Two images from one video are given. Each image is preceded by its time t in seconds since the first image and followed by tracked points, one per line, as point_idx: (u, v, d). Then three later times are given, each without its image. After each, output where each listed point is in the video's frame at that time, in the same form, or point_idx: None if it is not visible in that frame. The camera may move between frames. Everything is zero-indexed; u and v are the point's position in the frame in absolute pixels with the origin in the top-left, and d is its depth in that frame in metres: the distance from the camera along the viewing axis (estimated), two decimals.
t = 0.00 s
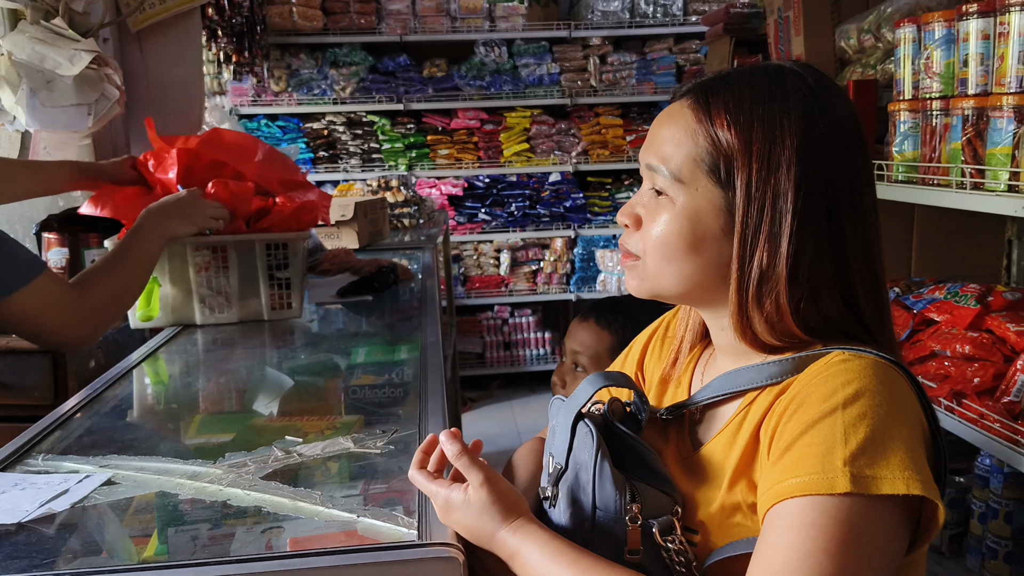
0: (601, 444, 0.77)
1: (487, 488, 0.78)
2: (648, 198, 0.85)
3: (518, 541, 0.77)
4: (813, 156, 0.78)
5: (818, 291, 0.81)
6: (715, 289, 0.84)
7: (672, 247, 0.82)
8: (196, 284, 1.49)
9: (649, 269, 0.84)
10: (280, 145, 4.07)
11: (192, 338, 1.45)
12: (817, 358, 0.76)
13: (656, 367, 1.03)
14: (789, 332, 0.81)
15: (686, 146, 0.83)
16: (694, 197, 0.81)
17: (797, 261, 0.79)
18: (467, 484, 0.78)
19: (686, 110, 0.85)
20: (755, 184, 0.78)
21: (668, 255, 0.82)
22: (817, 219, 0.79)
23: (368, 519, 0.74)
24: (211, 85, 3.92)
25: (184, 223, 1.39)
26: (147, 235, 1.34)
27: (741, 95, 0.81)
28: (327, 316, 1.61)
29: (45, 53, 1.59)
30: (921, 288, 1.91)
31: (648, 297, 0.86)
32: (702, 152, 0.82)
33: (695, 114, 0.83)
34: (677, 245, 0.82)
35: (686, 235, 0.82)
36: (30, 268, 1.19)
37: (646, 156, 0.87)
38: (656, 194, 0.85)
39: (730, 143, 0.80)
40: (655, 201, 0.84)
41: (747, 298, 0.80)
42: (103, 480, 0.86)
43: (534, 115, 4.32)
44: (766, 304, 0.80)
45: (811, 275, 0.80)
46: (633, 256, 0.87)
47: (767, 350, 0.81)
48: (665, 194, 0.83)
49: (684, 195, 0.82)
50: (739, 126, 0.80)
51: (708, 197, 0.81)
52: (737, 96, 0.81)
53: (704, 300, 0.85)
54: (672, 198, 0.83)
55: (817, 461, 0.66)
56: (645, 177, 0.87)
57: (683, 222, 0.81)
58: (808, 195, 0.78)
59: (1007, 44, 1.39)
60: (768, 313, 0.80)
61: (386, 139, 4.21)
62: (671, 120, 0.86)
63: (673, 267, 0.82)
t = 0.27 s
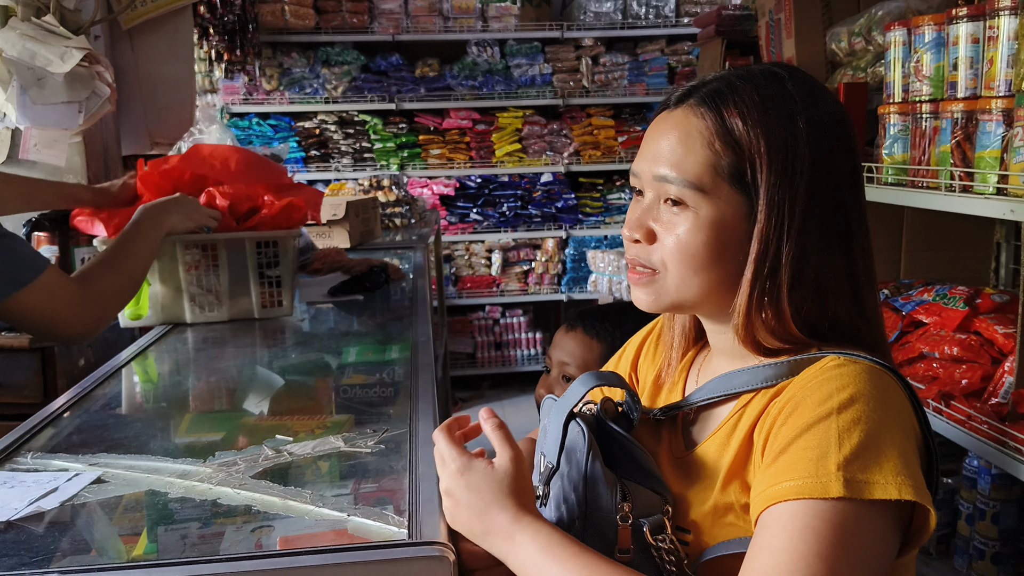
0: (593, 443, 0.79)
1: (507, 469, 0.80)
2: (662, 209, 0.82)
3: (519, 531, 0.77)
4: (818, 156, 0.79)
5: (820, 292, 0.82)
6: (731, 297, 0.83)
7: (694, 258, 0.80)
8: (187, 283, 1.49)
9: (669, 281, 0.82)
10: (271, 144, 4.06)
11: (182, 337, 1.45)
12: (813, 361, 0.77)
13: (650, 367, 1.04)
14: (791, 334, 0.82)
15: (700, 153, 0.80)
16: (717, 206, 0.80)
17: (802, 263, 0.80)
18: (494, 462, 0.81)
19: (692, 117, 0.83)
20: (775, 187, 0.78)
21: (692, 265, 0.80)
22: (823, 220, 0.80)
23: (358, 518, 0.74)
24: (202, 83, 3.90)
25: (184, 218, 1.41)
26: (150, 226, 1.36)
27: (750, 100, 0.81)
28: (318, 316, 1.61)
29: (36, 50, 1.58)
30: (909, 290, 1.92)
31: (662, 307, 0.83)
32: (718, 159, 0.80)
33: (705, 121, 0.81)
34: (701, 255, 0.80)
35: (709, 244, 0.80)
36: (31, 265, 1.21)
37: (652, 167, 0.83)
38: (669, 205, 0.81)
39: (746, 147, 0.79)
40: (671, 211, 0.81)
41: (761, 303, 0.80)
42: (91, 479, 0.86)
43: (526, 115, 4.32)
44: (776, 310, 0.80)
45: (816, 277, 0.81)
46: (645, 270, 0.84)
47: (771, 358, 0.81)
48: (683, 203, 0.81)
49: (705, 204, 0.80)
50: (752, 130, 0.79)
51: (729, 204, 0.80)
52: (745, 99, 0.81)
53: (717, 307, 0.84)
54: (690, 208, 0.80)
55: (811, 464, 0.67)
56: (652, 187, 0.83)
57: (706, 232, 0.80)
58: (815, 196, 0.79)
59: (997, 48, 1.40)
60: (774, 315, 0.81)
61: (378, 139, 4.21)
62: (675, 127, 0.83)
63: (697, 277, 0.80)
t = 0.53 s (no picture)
0: (579, 443, 0.78)
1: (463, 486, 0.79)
2: (706, 215, 0.78)
3: (496, 542, 0.76)
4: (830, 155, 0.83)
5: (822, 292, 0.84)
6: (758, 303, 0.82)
7: (743, 261, 0.77)
8: (173, 284, 1.49)
9: (716, 288, 0.78)
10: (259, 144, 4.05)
11: (169, 337, 1.44)
12: (812, 363, 0.77)
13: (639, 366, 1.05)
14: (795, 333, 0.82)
15: (739, 154, 0.78)
16: (762, 207, 0.78)
17: (820, 265, 0.82)
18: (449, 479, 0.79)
19: (717, 121, 0.80)
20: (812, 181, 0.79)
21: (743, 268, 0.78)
22: (838, 221, 0.83)
23: (344, 518, 0.74)
24: (190, 82, 3.89)
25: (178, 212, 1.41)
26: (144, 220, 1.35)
27: (770, 105, 0.82)
28: (307, 316, 1.61)
29: (21, 49, 1.57)
30: (896, 290, 1.93)
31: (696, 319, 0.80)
32: (760, 160, 0.79)
33: (735, 124, 0.80)
34: (752, 256, 0.78)
35: (754, 248, 0.78)
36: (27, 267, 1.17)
37: (685, 172, 0.79)
38: (713, 209, 0.77)
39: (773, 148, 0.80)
40: (716, 215, 0.77)
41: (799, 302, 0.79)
42: (76, 480, 0.85)
43: (515, 115, 4.32)
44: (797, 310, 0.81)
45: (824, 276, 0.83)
46: (683, 283, 0.79)
47: (782, 358, 0.80)
48: (731, 204, 0.77)
49: (754, 204, 0.77)
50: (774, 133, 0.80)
51: (769, 207, 0.79)
52: (759, 104, 0.82)
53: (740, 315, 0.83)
54: (738, 209, 0.77)
55: (810, 464, 0.67)
56: (683, 194, 0.79)
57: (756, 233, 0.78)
58: (832, 196, 0.82)
59: (982, 51, 1.42)
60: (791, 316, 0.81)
61: (367, 139, 4.20)
62: (699, 132, 0.80)
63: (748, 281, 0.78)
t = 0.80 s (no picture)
0: (559, 444, 0.77)
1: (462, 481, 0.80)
2: (712, 198, 0.78)
3: (476, 544, 0.76)
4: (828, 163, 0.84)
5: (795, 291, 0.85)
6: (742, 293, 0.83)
7: (741, 249, 0.78)
8: (161, 284, 1.48)
9: (710, 271, 0.78)
10: (248, 144, 4.04)
11: (156, 339, 1.44)
12: (776, 358, 0.78)
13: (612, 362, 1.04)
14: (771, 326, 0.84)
15: (754, 143, 0.79)
16: (766, 200, 0.79)
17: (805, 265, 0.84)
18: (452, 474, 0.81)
19: (738, 106, 0.80)
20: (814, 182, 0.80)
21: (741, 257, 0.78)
22: (829, 227, 0.85)
23: (333, 519, 0.74)
24: (178, 82, 3.87)
25: (110, 228, 1.31)
26: (72, 246, 1.28)
27: (789, 103, 0.83)
28: (295, 317, 1.61)
29: (8, 50, 1.55)
30: (881, 291, 1.94)
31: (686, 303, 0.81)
32: (773, 155, 0.79)
33: (755, 113, 0.80)
34: (751, 246, 0.78)
35: (756, 239, 0.79)
36: None
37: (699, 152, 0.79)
38: (720, 193, 0.78)
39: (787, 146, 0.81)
40: (722, 199, 0.78)
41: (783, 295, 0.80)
42: (64, 481, 0.85)
43: (504, 116, 4.33)
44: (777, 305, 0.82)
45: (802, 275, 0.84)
46: (677, 260, 0.79)
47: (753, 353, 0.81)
48: (738, 191, 0.77)
49: (760, 195, 0.78)
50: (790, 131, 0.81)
51: (774, 204, 0.80)
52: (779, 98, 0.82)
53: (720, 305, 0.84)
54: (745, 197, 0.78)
55: (779, 460, 0.68)
56: (697, 174, 0.78)
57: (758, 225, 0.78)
58: (826, 200, 0.84)
59: (966, 54, 1.43)
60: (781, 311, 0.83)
61: (356, 139, 4.19)
62: (719, 114, 0.80)
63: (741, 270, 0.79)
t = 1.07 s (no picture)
0: (545, 448, 0.76)
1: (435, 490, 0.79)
2: (686, 199, 0.77)
3: (454, 555, 0.76)
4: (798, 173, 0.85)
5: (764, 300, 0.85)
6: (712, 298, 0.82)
7: (713, 252, 0.77)
8: (143, 286, 1.46)
9: (682, 274, 0.78)
10: (234, 145, 4.01)
11: (138, 342, 1.42)
12: (746, 362, 0.77)
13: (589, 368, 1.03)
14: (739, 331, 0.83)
15: (727, 145, 0.79)
16: (738, 203, 0.79)
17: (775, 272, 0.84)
18: (413, 487, 0.80)
19: (712, 108, 0.80)
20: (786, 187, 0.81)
21: (714, 260, 0.78)
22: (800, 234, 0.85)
23: (314, 526, 0.73)
24: (162, 82, 3.85)
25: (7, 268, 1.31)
26: None
27: (761, 109, 0.83)
28: (280, 319, 1.59)
29: None
30: (867, 291, 1.95)
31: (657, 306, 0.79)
32: (746, 159, 0.80)
33: (729, 116, 0.80)
34: (723, 249, 0.78)
35: (728, 242, 0.78)
36: None
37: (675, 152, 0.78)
38: (693, 195, 0.77)
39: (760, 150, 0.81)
40: (696, 202, 0.77)
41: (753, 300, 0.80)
42: (42, 488, 0.84)
43: (491, 116, 4.32)
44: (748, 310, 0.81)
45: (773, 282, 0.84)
46: (648, 263, 0.78)
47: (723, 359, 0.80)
48: (710, 193, 0.77)
49: (732, 199, 0.78)
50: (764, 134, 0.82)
51: (746, 207, 0.80)
52: (754, 104, 0.82)
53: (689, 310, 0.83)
54: (718, 199, 0.77)
55: (750, 464, 0.67)
56: (671, 175, 0.78)
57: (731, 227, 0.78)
58: (798, 208, 0.84)
59: (951, 54, 1.44)
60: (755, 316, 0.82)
61: (343, 139, 4.17)
62: (693, 116, 0.80)
63: (713, 274, 0.78)
